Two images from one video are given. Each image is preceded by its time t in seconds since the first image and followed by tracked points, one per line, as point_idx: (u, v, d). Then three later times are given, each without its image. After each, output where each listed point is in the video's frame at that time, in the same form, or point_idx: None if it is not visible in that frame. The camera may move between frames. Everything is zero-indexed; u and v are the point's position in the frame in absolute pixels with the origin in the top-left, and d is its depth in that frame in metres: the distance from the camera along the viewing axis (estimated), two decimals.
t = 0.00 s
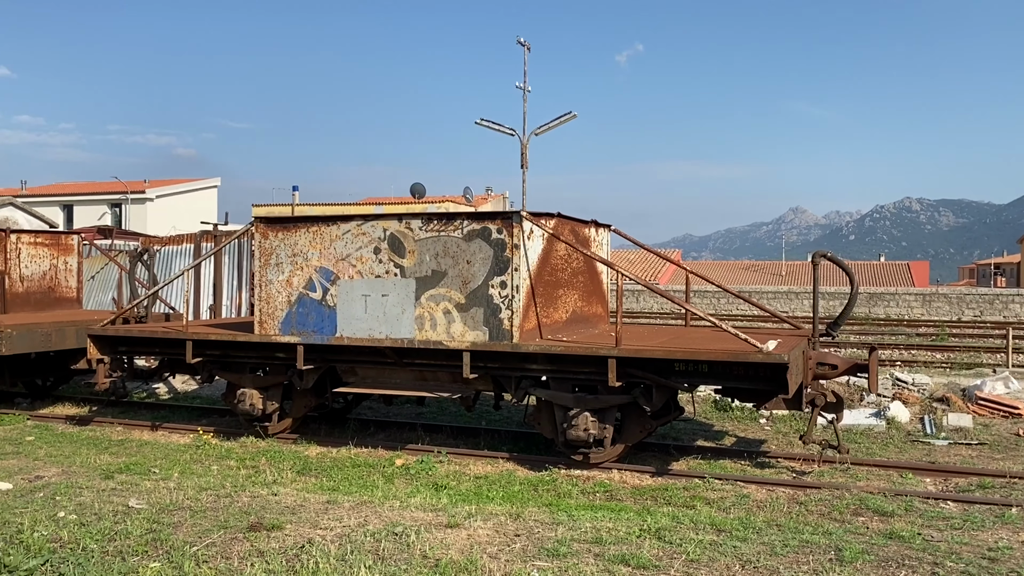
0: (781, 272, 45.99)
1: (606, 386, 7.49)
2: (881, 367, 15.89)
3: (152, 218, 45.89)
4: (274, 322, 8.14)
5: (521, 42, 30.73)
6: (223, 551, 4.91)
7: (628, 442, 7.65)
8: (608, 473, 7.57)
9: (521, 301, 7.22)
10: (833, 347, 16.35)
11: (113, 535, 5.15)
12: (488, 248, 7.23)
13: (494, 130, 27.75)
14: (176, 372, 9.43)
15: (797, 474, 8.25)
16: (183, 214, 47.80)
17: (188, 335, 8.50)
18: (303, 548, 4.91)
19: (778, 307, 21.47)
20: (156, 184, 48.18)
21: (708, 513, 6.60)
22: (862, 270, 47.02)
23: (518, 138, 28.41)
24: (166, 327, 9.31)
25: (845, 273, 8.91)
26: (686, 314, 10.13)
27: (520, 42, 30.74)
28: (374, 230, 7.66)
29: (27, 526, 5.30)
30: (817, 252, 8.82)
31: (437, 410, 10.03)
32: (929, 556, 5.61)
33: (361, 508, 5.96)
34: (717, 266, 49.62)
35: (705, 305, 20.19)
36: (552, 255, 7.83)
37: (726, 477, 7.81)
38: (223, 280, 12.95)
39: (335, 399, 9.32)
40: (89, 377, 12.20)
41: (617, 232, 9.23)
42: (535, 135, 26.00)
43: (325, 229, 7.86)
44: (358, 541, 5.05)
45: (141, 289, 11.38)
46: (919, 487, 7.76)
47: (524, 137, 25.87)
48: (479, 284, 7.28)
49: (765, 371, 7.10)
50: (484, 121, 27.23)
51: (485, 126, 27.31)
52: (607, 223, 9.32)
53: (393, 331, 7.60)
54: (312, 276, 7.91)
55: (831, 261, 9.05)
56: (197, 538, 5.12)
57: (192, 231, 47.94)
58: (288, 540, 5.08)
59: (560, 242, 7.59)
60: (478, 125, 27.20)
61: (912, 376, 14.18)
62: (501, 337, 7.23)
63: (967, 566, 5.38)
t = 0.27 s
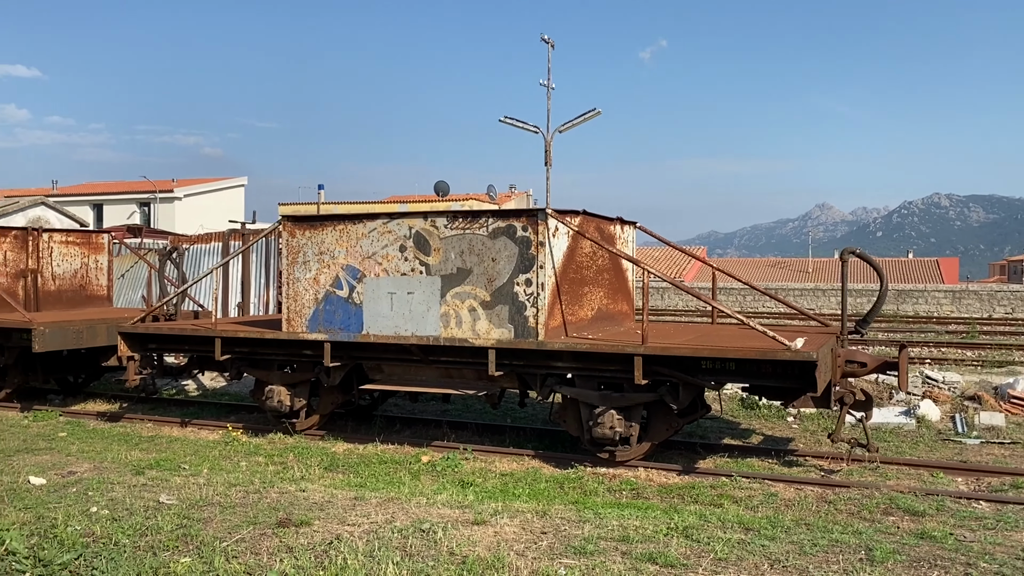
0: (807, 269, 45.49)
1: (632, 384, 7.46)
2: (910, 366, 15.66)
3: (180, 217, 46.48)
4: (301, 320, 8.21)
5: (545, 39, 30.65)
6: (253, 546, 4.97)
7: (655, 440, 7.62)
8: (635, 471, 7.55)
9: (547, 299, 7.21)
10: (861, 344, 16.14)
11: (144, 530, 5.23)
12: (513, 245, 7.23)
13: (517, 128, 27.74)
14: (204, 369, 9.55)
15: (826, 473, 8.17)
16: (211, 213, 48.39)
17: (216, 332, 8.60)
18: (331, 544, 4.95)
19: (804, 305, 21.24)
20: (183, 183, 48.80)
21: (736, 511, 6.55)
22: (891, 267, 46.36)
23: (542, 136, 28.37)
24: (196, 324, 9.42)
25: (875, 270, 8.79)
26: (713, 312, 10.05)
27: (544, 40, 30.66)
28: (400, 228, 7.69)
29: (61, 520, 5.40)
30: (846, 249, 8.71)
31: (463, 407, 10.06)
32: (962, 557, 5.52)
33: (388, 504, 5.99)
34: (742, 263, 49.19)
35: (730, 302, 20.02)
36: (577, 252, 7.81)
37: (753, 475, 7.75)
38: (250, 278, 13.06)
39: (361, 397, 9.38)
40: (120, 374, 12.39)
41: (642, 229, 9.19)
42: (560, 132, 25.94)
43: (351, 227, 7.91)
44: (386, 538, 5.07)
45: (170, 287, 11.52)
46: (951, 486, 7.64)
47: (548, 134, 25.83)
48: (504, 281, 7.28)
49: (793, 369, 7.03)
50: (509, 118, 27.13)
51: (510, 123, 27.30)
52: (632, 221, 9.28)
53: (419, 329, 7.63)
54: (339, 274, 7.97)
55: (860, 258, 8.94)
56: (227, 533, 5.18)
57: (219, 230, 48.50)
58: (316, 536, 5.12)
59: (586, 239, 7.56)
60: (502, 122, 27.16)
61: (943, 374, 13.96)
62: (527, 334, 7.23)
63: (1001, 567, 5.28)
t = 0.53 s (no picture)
0: (833, 266, 44.97)
1: (657, 382, 7.41)
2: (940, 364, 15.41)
3: (205, 216, 47.01)
4: (326, 318, 8.25)
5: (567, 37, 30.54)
6: (280, 544, 4.99)
7: (680, 439, 7.56)
8: (660, 470, 7.50)
9: (571, 297, 7.19)
10: (889, 342, 15.91)
11: (173, 527, 5.28)
12: (537, 243, 7.21)
13: (540, 125, 27.68)
14: (231, 367, 9.63)
15: (854, 472, 8.06)
16: (235, 212, 48.87)
17: (242, 331, 8.67)
18: (357, 542, 4.97)
19: (830, 302, 20.99)
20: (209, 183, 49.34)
21: (763, 511, 6.48)
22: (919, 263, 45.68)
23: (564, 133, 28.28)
24: (222, 323, 9.50)
25: (904, 267, 8.65)
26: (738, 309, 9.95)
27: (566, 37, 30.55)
28: (424, 227, 7.71)
29: (91, 517, 5.47)
30: (874, 246, 8.57)
31: (487, 405, 10.06)
32: (996, 558, 5.41)
33: (414, 502, 6.00)
34: (766, 261, 48.72)
35: (755, 299, 19.84)
36: (602, 250, 7.77)
37: (780, 475, 7.66)
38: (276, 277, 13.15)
39: (385, 395, 9.42)
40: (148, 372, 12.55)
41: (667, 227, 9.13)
42: (582, 130, 25.84)
43: (375, 226, 7.94)
44: (412, 536, 5.08)
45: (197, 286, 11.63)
46: (983, 486, 7.50)
47: (571, 131, 25.75)
48: (528, 279, 7.26)
49: (821, 367, 6.94)
50: (532, 116, 27.06)
51: (532, 121, 27.24)
52: (657, 218, 9.21)
53: (443, 327, 7.63)
54: (363, 273, 8.00)
55: (889, 255, 8.80)
56: (254, 531, 5.22)
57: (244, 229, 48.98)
58: (342, 534, 5.14)
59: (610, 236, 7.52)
60: (525, 120, 27.11)
61: (974, 373, 13.71)
62: (551, 333, 7.20)
63: None
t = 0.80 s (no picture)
0: (857, 263, 44.46)
1: (681, 381, 7.36)
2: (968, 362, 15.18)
3: (227, 216, 47.48)
4: (349, 317, 8.28)
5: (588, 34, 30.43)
6: (305, 542, 5.01)
7: (704, 438, 7.51)
8: (684, 469, 7.45)
9: (593, 295, 7.15)
10: (916, 340, 15.69)
11: (198, 525, 5.32)
12: (559, 242, 7.18)
13: (560, 123, 27.61)
14: (255, 366, 9.70)
15: (881, 471, 7.95)
16: (258, 212, 49.28)
17: (266, 330, 8.73)
18: (382, 541, 4.98)
19: (855, 299, 20.74)
20: (232, 183, 49.80)
21: (789, 511, 6.41)
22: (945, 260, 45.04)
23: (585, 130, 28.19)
24: (246, 322, 9.57)
25: (932, 264, 8.51)
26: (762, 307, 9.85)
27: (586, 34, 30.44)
28: (446, 226, 7.71)
29: (118, 515, 5.53)
30: (901, 243, 8.45)
31: (509, 404, 10.05)
32: None
33: (437, 501, 6.00)
34: (789, 258, 48.27)
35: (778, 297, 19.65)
36: (624, 248, 7.73)
37: (806, 474, 7.58)
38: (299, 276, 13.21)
39: (408, 393, 9.44)
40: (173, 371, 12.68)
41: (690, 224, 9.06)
42: (603, 127, 25.74)
43: (397, 225, 7.95)
44: (436, 535, 5.08)
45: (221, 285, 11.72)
46: (1014, 486, 7.37)
47: (591, 129, 25.65)
48: (550, 278, 7.24)
49: (847, 366, 6.85)
50: (552, 113, 26.98)
51: (552, 119, 27.17)
52: (679, 216, 9.15)
53: (465, 326, 7.63)
54: (386, 272, 8.02)
55: (916, 251, 8.66)
56: (279, 529, 5.24)
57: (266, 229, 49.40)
58: (366, 532, 5.14)
59: (632, 234, 7.48)
60: (545, 118, 27.05)
61: (1003, 371, 13.49)
62: (574, 331, 7.18)
63: None
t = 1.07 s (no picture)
0: (880, 261, 43.97)
1: (704, 381, 7.30)
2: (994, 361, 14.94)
3: (248, 217, 47.88)
4: (370, 317, 8.30)
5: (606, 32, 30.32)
6: (328, 542, 5.02)
7: (728, 438, 7.45)
8: (707, 469, 7.39)
9: (615, 295, 7.12)
10: (941, 339, 15.47)
11: (223, 525, 5.35)
12: (581, 241, 7.15)
13: (579, 122, 27.53)
14: (277, 366, 9.76)
15: (908, 472, 7.84)
16: (278, 213, 49.63)
17: (288, 330, 8.77)
18: (405, 541, 4.98)
19: (878, 298, 20.50)
20: (252, 184, 50.20)
21: (814, 511, 6.33)
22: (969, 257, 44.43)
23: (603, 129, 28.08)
24: (268, 322, 9.62)
25: (959, 261, 8.38)
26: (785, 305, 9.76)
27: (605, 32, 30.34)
28: (466, 225, 7.71)
29: (143, 515, 5.57)
30: (927, 240, 8.33)
31: (530, 404, 10.02)
32: None
33: (459, 501, 6.00)
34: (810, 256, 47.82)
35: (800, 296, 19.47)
36: (646, 247, 7.69)
37: (831, 474, 7.49)
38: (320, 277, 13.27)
39: (429, 393, 9.44)
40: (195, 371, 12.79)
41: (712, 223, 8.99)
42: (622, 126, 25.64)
43: (418, 225, 7.96)
44: (459, 535, 5.08)
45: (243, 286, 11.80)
46: None
47: (610, 127, 25.56)
48: (571, 277, 7.21)
49: (873, 365, 6.77)
50: (571, 112, 26.92)
51: (571, 118, 27.09)
52: (701, 214, 9.09)
53: (486, 326, 7.62)
54: (407, 272, 8.03)
55: (943, 249, 8.54)
56: (302, 529, 5.26)
57: (287, 229, 49.74)
58: (389, 532, 5.15)
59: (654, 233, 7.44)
60: (563, 117, 26.98)
61: None
62: (595, 331, 7.14)
63: None
